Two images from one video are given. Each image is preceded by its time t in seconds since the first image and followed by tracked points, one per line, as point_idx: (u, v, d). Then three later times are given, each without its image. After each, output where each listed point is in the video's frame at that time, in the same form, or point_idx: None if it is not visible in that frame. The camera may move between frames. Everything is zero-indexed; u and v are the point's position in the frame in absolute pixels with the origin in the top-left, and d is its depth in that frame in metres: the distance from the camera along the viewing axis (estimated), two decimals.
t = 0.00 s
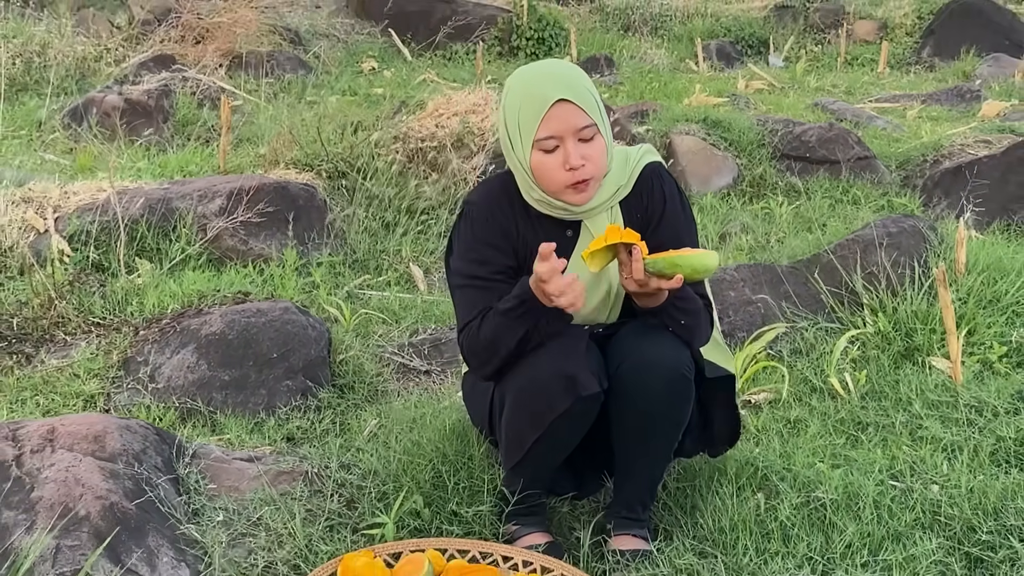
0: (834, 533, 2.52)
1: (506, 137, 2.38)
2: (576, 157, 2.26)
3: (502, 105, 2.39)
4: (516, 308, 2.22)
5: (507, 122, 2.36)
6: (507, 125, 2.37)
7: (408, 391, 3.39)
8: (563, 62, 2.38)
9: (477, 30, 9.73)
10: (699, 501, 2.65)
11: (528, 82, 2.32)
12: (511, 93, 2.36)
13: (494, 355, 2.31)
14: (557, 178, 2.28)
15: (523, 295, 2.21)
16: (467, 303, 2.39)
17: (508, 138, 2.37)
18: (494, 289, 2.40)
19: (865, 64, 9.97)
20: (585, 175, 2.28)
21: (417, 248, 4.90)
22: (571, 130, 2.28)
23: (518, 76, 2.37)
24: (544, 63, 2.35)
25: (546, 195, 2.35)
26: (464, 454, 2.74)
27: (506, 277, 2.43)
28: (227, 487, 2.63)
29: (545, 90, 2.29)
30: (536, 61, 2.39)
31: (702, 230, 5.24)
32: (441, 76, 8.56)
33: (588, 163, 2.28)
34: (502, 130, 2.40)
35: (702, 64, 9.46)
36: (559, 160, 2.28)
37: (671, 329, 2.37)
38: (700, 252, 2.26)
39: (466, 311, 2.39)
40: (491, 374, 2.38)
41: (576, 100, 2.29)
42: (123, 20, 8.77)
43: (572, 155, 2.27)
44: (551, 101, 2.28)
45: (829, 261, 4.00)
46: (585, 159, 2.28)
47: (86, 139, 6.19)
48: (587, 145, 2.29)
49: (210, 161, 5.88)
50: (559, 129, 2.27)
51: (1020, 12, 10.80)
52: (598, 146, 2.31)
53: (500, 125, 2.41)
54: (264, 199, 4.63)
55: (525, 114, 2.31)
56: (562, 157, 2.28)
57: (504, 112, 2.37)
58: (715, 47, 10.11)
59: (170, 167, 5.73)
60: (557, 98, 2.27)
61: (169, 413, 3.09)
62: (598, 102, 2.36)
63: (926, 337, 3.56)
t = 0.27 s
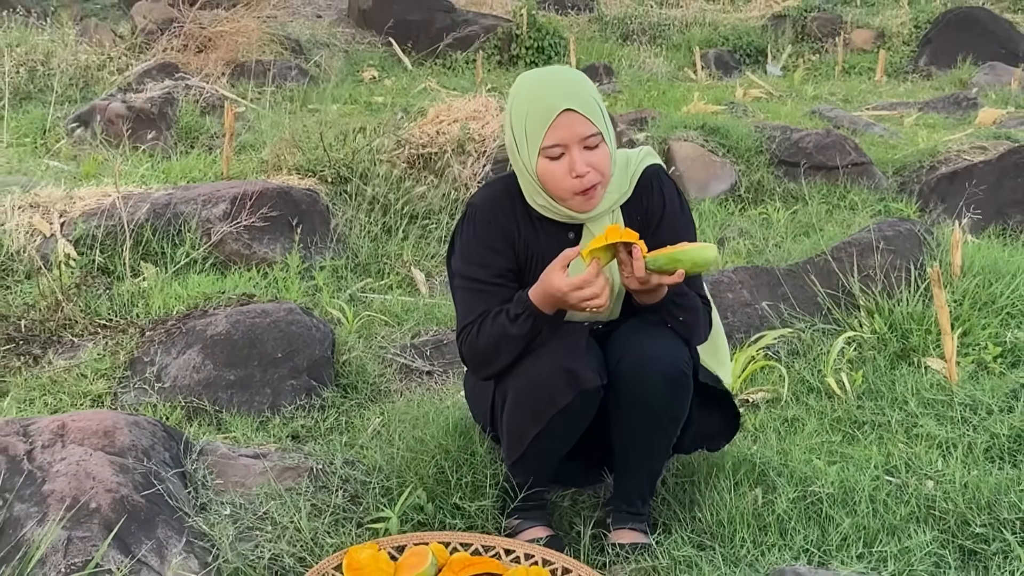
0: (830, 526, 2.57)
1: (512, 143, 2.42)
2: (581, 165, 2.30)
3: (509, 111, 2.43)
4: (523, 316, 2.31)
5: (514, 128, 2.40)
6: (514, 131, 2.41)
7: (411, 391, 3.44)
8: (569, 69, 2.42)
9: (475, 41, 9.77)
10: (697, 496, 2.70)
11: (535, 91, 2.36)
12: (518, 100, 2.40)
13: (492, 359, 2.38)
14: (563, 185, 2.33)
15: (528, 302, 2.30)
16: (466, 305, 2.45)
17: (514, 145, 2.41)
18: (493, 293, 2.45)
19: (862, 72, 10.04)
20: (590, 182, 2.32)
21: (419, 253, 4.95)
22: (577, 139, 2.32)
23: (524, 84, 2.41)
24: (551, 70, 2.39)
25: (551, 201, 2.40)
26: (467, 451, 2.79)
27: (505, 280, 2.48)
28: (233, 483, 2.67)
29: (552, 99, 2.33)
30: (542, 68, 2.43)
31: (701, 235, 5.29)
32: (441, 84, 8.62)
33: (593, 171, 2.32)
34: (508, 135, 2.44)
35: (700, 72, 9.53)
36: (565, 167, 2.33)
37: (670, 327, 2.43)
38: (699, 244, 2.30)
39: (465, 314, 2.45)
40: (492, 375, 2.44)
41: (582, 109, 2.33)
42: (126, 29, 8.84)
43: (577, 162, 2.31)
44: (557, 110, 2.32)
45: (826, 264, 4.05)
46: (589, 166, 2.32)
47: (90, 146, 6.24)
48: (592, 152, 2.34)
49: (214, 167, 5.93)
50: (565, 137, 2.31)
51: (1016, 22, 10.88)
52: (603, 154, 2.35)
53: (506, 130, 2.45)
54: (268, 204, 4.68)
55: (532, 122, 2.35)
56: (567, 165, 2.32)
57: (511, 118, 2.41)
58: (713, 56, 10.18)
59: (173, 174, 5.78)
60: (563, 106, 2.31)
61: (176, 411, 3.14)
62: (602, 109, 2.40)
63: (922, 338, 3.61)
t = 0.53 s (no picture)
0: (827, 520, 2.60)
1: (518, 140, 2.45)
2: (585, 165, 2.33)
3: (516, 109, 2.46)
4: (522, 313, 2.34)
5: (521, 126, 2.43)
6: (521, 128, 2.43)
7: (413, 391, 3.47)
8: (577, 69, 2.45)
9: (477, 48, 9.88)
10: (697, 491, 2.73)
11: (544, 89, 2.39)
12: (527, 98, 2.42)
13: (493, 356, 2.42)
14: (566, 184, 2.36)
15: (527, 300, 2.33)
16: (468, 303, 2.48)
17: (520, 142, 2.43)
18: (493, 290, 2.49)
19: (862, 78, 10.08)
20: (592, 183, 2.36)
21: (420, 255, 4.98)
22: (583, 139, 2.35)
23: (534, 82, 2.43)
24: (561, 70, 2.41)
25: (554, 199, 2.43)
26: (468, 447, 2.82)
27: (506, 278, 2.51)
28: (237, 479, 2.71)
29: (560, 99, 2.35)
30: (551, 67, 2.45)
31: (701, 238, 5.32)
32: (443, 90, 8.67)
33: (597, 171, 2.36)
34: (515, 133, 2.46)
35: (700, 79, 9.57)
36: (569, 166, 2.35)
37: (669, 322, 2.46)
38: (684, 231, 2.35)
39: (467, 311, 2.48)
40: (492, 371, 2.47)
41: (590, 109, 2.36)
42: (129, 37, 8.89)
43: (582, 162, 2.34)
44: (566, 110, 2.34)
45: (825, 265, 4.08)
46: (593, 166, 2.35)
47: (94, 151, 6.28)
48: (597, 153, 2.37)
49: (217, 172, 5.97)
50: (571, 137, 2.34)
51: (1015, 28, 10.92)
52: (608, 155, 2.38)
53: (513, 127, 2.47)
54: (270, 207, 4.72)
55: (540, 120, 2.37)
56: (572, 164, 2.35)
57: (518, 115, 2.44)
58: (713, 62, 10.22)
59: (176, 178, 5.82)
60: (571, 107, 2.34)
61: (180, 410, 3.17)
62: (610, 111, 2.43)
63: (920, 337, 3.64)
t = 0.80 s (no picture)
0: (822, 515, 2.63)
1: (522, 136, 2.46)
2: (587, 165, 2.35)
3: (522, 103, 2.47)
4: (515, 311, 2.36)
5: (526, 122, 2.44)
6: (525, 124, 2.45)
7: (412, 389, 3.49)
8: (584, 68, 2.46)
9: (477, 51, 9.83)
10: (693, 486, 2.75)
11: (551, 88, 2.40)
12: (534, 94, 2.44)
13: (488, 353, 2.44)
14: (567, 182, 2.38)
15: (520, 297, 2.35)
16: (466, 300, 2.51)
17: (524, 137, 2.45)
18: (491, 287, 2.51)
19: (860, 81, 10.11)
20: (593, 182, 2.38)
21: (419, 256, 5.00)
22: (587, 138, 2.37)
23: (542, 78, 2.44)
24: (569, 69, 2.43)
25: (554, 196, 2.45)
26: (467, 444, 2.84)
27: (505, 275, 2.53)
28: (238, 475, 2.72)
29: (567, 98, 2.37)
30: (559, 64, 2.47)
31: (699, 239, 5.34)
32: (442, 93, 8.69)
33: (598, 171, 2.38)
34: (519, 128, 2.48)
35: (698, 82, 9.60)
36: (571, 165, 2.37)
37: (666, 318, 2.48)
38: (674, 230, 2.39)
39: (465, 309, 2.51)
40: (489, 367, 2.49)
41: (595, 109, 2.37)
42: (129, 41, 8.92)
43: (584, 162, 2.36)
44: (572, 109, 2.36)
45: (822, 265, 4.10)
46: (595, 166, 2.37)
47: (94, 154, 6.30)
48: (600, 153, 2.39)
49: (216, 174, 5.99)
50: (575, 136, 2.36)
51: (1012, 31, 10.95)
52: (611, 156, 2.41)
53: (518, 122, 2.49)
54: (270, 209, 4.74)
55: (545, 118, 2.39)
56: (574, 162, 2.37)
57: (524, 111, 2.45)
58: (711, 65, 10.25)
59: (176, 181, 5.84)
60: (577, 107, 2.36)
61: (180, 408, 3.18)
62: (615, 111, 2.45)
63: (916, 335, 3.66)
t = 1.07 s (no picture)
0: (818, 511, 2.65)
1: (525, 133, 2.48)
2: (588, 166, 2.37)
3: (527, 99, 2.48)
4: (513, 307, 2.38)
5: (530, 119, 2.46)
6: (529, 122, 2.46)
7: (410, 387, 3.51)
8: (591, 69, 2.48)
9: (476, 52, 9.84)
10: (690, 482, 2.78)
11: (557, 87, 2.42)
12: (539, 91, 2.45)
13: (487, 350, 2.46)
14: (567, 181, 2.40)
15: (519, 293, 2.38)
16: (464, 299, 2.53)
17: (527, 133, 2.46)
18: (488, 287, 2.53)
19: (856, 82, 10.15)
20: (593, 183, 2.40)
21: (418, 256, 5.02)
22: (590, 139, 2.38)
23: (549, 76, 2.46)
24: (576, 70, 2.44)
25: (553, 193, 2.47)
26: (465, 441, 2.86)
27: (502, 274, 2.55)
28: (237, 472, 2.74)
29: (573, 98, 2.39)
30: (566, 64, 2.48)
31: (696, 239, 5.37)
32: (440, 94, 8.72)
33: (598, 173, 2.39)
34: (522, 125, 2.49)
35: (696, 83, 9.63)
36: (572, 165, 2.39)
37: (663, 315, 2.50)
38: (669, 244, 2.36)
39: (462, 307, 2.53)
40: (487, 364, 2.52)
41: (600, 111, 2.39)
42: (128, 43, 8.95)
43: (585, 162, 2.38)
44: (577, 109, 2.38)
45: (818, 264, 4.12)
46: (596, 168, 2.39)
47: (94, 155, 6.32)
48: (601, 155, 2.40)
49: (215, 175, 6.01)
50: (578, 136, 2.38)
51: (1008, 32, 11.00)
52: (612, 158, 2.42)
53: (521, 119, 2.51)
54: (269, 209, 4.76)
55: (549, 116, 2.40)
56: (575, 162, 2.39)
57: (528, 108, 2.47)
58: (708, 66, 10.28)
59: (175, 181, 5.86)
60: (582, 107, 2.38)
61: (180, 406, 3.20)
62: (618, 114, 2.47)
63: (912, 333, 3.68)
